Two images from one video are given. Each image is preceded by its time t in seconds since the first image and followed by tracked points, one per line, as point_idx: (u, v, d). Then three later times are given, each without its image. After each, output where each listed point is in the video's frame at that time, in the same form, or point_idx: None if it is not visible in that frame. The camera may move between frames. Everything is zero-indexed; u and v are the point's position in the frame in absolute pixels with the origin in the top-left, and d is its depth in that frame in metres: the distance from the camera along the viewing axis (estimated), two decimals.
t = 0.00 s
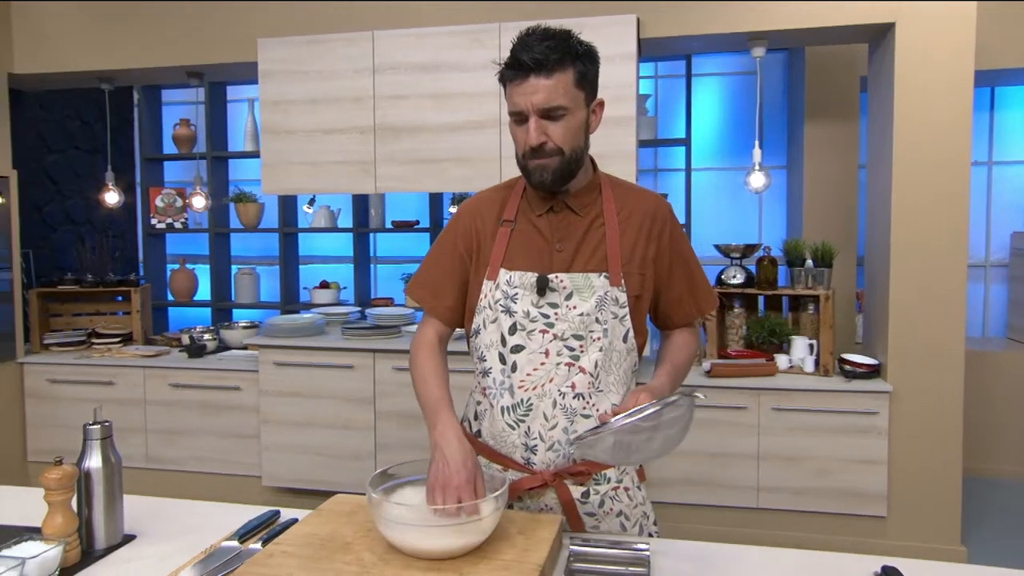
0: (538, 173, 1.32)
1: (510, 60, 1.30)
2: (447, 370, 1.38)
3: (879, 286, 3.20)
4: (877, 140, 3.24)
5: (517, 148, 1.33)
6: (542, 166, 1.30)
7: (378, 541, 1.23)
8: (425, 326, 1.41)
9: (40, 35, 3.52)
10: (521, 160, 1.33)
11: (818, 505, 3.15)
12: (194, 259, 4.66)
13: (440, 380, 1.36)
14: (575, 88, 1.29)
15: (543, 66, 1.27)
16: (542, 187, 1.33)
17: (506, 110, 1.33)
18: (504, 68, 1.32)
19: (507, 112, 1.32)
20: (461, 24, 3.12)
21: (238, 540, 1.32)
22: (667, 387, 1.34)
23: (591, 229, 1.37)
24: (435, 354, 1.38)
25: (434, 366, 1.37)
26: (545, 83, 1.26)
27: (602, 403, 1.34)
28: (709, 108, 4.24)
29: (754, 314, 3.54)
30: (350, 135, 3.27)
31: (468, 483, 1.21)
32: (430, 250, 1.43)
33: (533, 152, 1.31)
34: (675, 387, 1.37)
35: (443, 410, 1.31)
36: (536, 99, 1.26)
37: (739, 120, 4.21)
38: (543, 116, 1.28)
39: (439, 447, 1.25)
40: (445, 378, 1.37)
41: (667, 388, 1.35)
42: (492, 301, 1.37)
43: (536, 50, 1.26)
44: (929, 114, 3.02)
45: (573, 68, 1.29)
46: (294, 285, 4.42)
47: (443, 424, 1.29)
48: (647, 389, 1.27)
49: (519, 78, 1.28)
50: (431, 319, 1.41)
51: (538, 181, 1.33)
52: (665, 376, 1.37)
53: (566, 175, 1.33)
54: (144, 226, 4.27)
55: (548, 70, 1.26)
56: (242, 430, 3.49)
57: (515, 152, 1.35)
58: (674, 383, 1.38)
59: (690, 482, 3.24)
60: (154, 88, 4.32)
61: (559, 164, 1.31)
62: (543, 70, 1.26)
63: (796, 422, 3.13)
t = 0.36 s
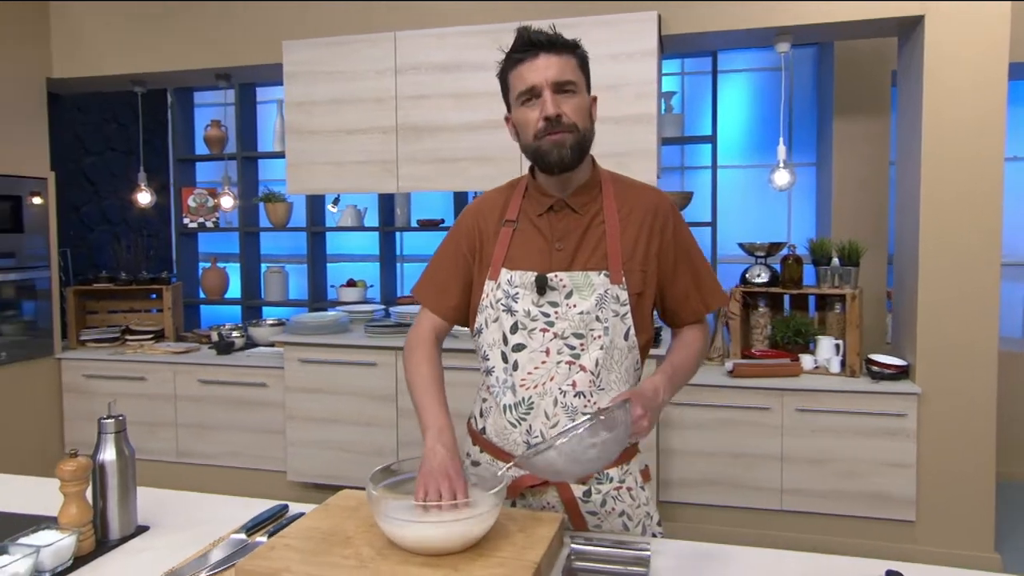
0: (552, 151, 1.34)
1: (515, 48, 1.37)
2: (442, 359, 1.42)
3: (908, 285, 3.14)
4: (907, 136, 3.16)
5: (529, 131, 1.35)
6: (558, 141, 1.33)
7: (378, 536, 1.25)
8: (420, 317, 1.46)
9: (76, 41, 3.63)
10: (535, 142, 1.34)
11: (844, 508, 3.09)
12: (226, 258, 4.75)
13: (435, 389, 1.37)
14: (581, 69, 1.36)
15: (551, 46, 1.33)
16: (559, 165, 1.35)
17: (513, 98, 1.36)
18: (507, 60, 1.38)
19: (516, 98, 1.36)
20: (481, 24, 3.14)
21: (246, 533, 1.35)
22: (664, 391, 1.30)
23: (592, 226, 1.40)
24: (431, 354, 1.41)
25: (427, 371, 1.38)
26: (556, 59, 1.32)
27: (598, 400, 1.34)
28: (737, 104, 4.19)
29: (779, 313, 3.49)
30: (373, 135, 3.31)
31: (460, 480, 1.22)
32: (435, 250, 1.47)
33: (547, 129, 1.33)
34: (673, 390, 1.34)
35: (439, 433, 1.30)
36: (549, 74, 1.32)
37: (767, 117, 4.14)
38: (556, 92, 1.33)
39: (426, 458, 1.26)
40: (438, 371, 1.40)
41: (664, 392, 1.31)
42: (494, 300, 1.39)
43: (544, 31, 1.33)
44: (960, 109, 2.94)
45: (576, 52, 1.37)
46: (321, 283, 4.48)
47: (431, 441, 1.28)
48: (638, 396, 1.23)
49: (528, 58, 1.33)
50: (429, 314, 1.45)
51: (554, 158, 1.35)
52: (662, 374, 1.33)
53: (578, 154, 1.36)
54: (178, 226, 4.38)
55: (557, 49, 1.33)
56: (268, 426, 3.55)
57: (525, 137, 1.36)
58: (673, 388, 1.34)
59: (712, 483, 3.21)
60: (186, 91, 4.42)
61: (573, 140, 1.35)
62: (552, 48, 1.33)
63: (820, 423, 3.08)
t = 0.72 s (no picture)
0: (556, 151, 1.35)
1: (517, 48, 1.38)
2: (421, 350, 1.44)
3: (931, 285, 3.08)
4: (931, 133, 3.10)
5: (532, 130, 1.35)
6: (563, 143, 1.34)
7: (374, 530, 1.27)
8: (406, 304, 1.50)
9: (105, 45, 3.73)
10: (538, 141, 1.34)
11: (864, 513, 3.04)
12: (252, 257, 4.83)
13: (415, 391, 1.38)
14: (582, 70, 1.37)
15: (554, 46, 1.35)
16: (562, 165, 1.35)
17: (515, 98, 1.37)
18: (508, 60, 1.38)
19: (518, 98, 1.36)
20: (498, 25, 3.16)
21: (249, 525, 1.38)
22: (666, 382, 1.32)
23: (590, 225, 1.40)
24: (411, 344, 1.44)
25: (408, 369, 1.40)
26: (559, 60, 1.33)
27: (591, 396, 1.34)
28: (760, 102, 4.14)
29: (800, 314, 3.44)
30: (391, 135, 3.35)
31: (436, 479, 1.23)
32: (436, 250, 1.50)
33: (551, 130, 1.33)
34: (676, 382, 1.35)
35: (419, 430, 1.30)
36: (554, 74, 1.33)
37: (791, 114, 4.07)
38: (560, 92, 1.34)
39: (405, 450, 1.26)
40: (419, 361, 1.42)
41: (666, 384, 1.33)
42: (491, 299, 1.41)
43: (546, 32, 1.35)
44: (987, 105, 2.87)
45: (576, 53, 1.38)
46: (345, 282, 4.54)
47: (410, 436, 1.28)
48: (640, 389, 1.25)
49: (531, 58, 1.34)
50: (417, 307, 1.49)
51: (557, 158, 1.35)
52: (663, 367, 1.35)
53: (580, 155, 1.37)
54: (206, 225, 4.45)
55: (560, 50, 1.35)
56: (289, 423, 3.61)
57: (527, 137, 1.36)
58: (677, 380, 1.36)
59: (729, 484, 3.18)
60: (213, 94, 4.52)
61: (576, 141, 1.35)
62: (554, 49, 1.34)
63: (840, 425, 3.03)
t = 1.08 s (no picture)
0: (554, 154, 1.35)
1: (516, 49, 1.38)
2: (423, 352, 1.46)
3: (954, 287, 3.02)
4: (954, 132, 3.05)
5: (530, 132, 1.35)
6: (560, 146, 1.34)
7: (370, 527, 1.29)
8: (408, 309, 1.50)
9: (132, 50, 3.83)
10: (536, 145, 1.35)
11: (884, 518, 2.99)
12: (276, 258, 4.89)
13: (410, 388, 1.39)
14: (580, 72, 1.37)
15: (553, 48, 1.35)
16: (560, 168, 1.35)
17: (514, 99, 1.37)
18: (508, 61, 1.38)
19: (517, 100, 1.36)
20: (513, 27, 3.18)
21: (251, 520, 1.41)
22: (663, 387, 1.32)
23: (586, 226, 1.43)
24: (414, 341, 1.45)
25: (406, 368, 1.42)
26: (558, 62, 1.33)
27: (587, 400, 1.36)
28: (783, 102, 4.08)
29: (820, 316, 3.40)
30: (408, 137, 3.38)
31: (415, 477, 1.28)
32: (434, 251, 1.52)
33: (549, 132, 1.33)
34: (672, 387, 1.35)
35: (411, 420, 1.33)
36: (553, 76, 1.33)
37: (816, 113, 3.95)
38: (558, 95, 1.34)
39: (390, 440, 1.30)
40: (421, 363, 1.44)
41: (662, 387, 1.32)
42: (488, 300, 1.43)
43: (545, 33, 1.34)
44: (1012, 104, 2.81)
45: (576, 55, 1.38)
46: (366, 283, 4.59)
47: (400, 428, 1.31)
48: (635, 395, 1.24)
49: (530, 60, 1.34)
50: (418, 309, 1.49)
51: (555, 161, 1.35)
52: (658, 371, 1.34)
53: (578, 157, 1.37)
54: (230, 227, 4.54)
55: (559, 52, 1.35)
56: (308, 421, 3.66)
57: (525, 139, 1.37)
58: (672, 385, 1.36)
59: (745, 487, 3.15)
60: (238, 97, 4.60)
61: (574, 144, 1.35)
62: (554, 51, 1.34)
63: (859, 429, 2.99)
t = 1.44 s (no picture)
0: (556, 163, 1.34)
1: (517, 52, 1.35)
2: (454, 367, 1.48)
3: (980, 290, 2.95)
4: (980, 131, 2.97)
5: (533, 140, 1.34)
6: (564, 154, 1.33)
7: (367, 528, 1.28)
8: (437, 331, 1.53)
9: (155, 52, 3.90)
10: (539, 152, 1.34)
11: (905, 526, 2.92)
12: (297, 258, 4.92)
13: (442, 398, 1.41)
14: (583, 77, 1.36)
15: (555, 53, 1.33)
16: (562, 176, 1.34)
17: (515, 104, 1.35)
18: (509, 63, 1.36)
19: (518, 105, 1.34)
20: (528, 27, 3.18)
21: (251, 520, 1.42)
22: (661, 394, 1.31)
23: (586, 226, 1.43)
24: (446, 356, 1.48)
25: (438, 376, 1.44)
26: (561, 68, 1.31)
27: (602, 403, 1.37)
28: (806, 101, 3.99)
29: (841, 319, 3.34)
30: (424, 138, 3.39)
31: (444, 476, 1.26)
32: (438, 253, 1.54)
33: (552, 140, 1.33)
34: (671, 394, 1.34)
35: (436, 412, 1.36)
36: (556, 83, 1.31)
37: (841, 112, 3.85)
38: (562, 102, 1.32)
39: (421, 435, 1.31)
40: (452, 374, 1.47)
41: (659, 393, 1.31)
42: (487, 302, 1.44)
43: (549, 36, 1.33)
44: None
45: (578, 58, 1.36)
46: (385, 284, 4.60)
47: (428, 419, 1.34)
48: (630, 400, 1.24)
49: (533, 64, 1.32)
50: (443, 324, 1.53)
51: (557, 169, 1.34)
52: (659, 374, 1.34)
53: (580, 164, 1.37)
54: (252, 227, 4.58)
55: (562, 57, 1.33)
56: (325, 420, 3.68)
57: (527, 145, 1.36)
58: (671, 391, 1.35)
59: (763, 493, 3.10)
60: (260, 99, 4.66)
61: (577, 152, 1.35)
62: (557, 55, 1.32)
63: (879, 434, 2.93)
